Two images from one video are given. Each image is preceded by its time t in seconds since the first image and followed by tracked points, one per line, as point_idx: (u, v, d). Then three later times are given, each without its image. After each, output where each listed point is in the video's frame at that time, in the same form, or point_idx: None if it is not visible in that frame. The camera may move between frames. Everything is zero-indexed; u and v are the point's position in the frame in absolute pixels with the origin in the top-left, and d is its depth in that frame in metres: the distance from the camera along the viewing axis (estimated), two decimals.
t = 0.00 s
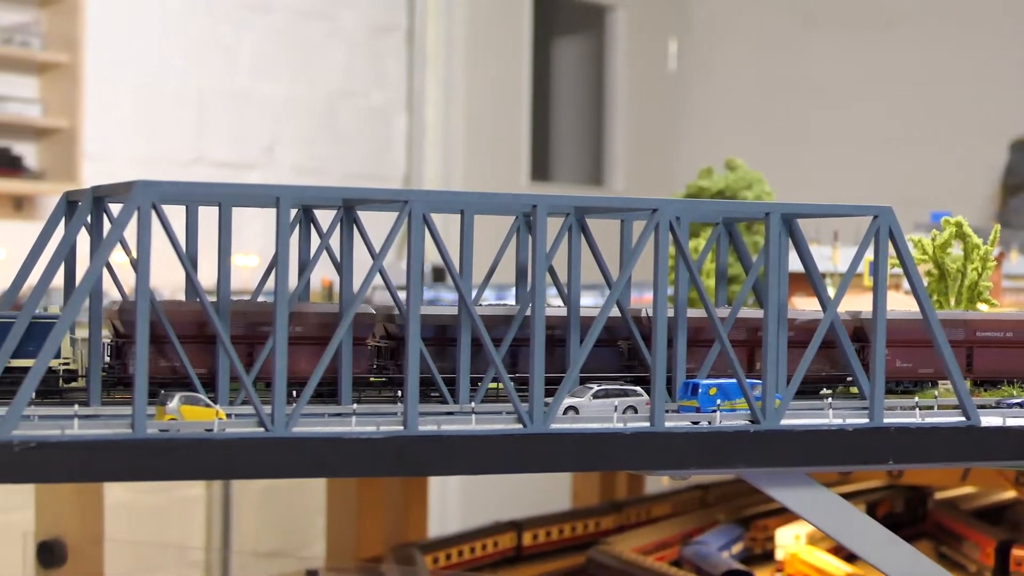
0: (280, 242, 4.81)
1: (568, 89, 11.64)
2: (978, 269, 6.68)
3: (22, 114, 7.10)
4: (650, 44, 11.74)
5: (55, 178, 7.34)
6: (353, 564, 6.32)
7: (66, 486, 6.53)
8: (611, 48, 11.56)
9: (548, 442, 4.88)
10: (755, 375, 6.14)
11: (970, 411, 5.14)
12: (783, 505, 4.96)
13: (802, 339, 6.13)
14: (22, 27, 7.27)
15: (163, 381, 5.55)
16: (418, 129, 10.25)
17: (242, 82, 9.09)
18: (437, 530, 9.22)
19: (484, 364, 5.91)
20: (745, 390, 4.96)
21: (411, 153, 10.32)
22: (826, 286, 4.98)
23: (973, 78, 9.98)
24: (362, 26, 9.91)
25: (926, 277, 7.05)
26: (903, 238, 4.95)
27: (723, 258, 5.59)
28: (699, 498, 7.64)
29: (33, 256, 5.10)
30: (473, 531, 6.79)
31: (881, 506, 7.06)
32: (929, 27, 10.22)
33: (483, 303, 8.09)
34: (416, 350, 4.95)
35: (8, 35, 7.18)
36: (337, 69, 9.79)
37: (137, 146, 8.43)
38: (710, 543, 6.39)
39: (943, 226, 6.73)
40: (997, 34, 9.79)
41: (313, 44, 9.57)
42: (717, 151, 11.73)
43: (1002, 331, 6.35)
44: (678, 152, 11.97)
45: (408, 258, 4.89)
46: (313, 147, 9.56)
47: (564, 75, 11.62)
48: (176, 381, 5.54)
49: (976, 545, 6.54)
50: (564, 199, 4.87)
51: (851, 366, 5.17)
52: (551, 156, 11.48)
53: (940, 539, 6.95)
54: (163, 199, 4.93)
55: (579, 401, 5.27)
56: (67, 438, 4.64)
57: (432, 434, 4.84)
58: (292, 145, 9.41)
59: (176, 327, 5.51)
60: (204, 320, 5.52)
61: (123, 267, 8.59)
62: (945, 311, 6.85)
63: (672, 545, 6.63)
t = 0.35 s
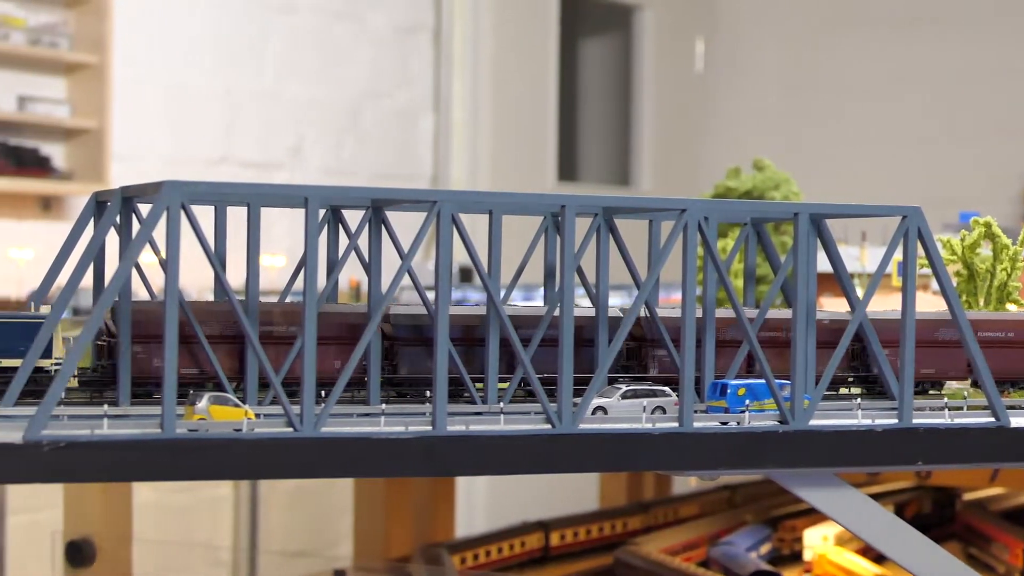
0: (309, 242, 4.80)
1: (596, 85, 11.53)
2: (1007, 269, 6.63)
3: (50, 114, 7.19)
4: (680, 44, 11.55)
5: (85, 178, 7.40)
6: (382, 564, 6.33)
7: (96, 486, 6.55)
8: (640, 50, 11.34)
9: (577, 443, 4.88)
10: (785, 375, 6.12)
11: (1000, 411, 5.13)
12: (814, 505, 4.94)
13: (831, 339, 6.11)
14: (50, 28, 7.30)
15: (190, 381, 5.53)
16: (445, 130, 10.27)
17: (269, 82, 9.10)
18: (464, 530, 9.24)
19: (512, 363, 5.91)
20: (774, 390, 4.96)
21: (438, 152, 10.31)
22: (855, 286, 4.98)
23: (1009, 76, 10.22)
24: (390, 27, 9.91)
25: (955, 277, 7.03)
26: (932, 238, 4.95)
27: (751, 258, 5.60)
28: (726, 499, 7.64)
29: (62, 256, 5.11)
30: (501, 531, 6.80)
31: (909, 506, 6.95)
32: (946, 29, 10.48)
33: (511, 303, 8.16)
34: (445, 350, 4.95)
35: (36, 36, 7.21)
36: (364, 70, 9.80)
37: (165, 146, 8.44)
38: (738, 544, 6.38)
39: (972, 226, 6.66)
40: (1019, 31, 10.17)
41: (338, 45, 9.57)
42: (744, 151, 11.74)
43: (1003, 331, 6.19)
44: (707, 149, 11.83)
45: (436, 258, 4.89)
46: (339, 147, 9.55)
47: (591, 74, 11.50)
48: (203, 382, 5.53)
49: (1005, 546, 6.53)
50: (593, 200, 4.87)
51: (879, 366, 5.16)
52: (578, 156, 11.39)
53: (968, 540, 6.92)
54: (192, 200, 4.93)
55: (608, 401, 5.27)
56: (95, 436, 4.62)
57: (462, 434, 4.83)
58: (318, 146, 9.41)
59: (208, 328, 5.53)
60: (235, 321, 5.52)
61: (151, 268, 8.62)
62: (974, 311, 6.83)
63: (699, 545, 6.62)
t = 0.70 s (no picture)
0: (342, 241, 4.76)
1: (626, 84, 11.84)
2: None
3: (81, 114, 7.19)
4: (708, 45, 11.92)
5: (115, 179, 7.42)
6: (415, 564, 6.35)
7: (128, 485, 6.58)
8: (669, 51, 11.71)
9: (609, 443, 4.87)
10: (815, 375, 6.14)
11: None
12: (848, 506, 4.94)
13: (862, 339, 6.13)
14: (81, 29, 7.35)
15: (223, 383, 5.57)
16: (476, 129, 10.28)
17: (300, 83, 9.12)
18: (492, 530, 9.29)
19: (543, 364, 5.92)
20: (805, 391, 4.96)
21: (468, 152, 10.31)
22: (886, 287, 4.97)
23: None
24: (420, 27, 9.92)
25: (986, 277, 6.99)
26: (964, 238, 4.94)
27: (783, 259, 5.60)
28: (757, 498, 7.64)
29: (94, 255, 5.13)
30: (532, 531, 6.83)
31: (941, 507, 6.93)
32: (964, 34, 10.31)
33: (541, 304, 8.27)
34: (476, 350, 4.94)
35: (67, 36, 7.24)
36: (394, 69, 9.80)
37: (198, 146, 8.45)
38: (768, 544, 6.39)
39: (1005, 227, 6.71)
40: None
41: (368, 45, 9.57)
42: (773, 152, 11.82)
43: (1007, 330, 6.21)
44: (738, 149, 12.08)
45: (467, 259, 4.87)
46: (369, 147, 9.57)
47: (621, 72, 11.84)
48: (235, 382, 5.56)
49: None
50: (625, 200, 4.86)
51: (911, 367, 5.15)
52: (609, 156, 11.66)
53: (1000, 540, 6.90)
54: (223, 200, 4.93)
55: (639, 401, 5.28)
56: (128, 436, 4.60)
57: (493, 434, 4.81)
58: (349, 146, 9.44)
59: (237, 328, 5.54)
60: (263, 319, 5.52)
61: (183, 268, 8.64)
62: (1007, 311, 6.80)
63: (729, 546, 6.63)
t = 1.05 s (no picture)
0: (364, 241, 4.68)
1: (649, 87, 11.81)
2: None
3: (104, 114, 7.24)
4: (732, 45, 11.69)
5: (137, 178, 7.43)
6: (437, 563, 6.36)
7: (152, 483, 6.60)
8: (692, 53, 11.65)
9: (633, 442, 4.85)
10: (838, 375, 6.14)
11: None
12: (873, 506, 4.93)
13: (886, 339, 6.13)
14: (105, 28, 7.36)
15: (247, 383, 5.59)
16: (498, 127, 10.36)
17: (323, 82, 9.14)
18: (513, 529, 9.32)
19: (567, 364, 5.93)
20: (828, 390, 4.95)
21: (491, 151, 10.38)
22: (910, 286, 4.97)
23: None
24: (443, 26, 9.95)
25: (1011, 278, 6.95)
26: (988, 238, 4.93)
27: (807, 259, 5.63)
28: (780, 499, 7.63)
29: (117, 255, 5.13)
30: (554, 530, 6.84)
31: (964, 506, 6.94)
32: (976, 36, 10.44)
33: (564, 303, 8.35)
34: (499, 350, 4.93)
35: (91, 36, 7.26)
36: (417, 68, 9.81)
37: (221, 146, 8.51)
38: (790, 544, 6.40)
39: None
40: None
41: (393, 44, 9.58)
42: (797, 153, 11.67)
43: (998, 330, 6.16)
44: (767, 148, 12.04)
45: (490, 258, 4.84)
46: (392, 147, 9.59)
47: (643, 73, 11.79)
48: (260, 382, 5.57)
49: None
50: (648, 199, 4.85)
51: (934, 367, 5.15)
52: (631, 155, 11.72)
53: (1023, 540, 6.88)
54: (246, 200, 4.92)
55: (662, 401, 5.29)
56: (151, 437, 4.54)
57: (515, 434, 4.77)
58: (371, 145, 9.46)
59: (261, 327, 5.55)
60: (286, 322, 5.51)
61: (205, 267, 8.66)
62: None
63: (751, 545, 6.63)
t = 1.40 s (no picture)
0: (383, 241, 4.68)
1: (667, 87, 11.81)
2: None
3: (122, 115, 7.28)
4: (749, 45, 11.81)
5: (155, 178, 7.45)
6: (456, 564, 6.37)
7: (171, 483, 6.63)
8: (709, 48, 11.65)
9: (652, 443, 4.85)
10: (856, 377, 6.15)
11: None
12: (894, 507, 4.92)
13: (905, 340, 6.13)
14: (123, 29, 7.38)
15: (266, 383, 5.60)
16: (516, 127, 10.33)
17: (340, 82, 9.15)
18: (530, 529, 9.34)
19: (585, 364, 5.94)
20: (847, 391, 4.96)
21: (508, 152, 10.37)
22: (928, 287, 4.96)
23: None
24: (459, 27, 9.95)
25: None
26: (1008, 238, 4.92)
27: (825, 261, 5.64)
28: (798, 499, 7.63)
29: (137, 255, 5.15)
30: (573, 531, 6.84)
31: (982, 508, 6.98)
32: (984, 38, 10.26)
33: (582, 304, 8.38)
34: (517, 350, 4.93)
35: (109, 37, 7.28)
36: (434, 69, 9.81)
37: (238, 146, 8.52)
38: (809, 546, 6.41)
39: None
40: None
41: (410, 45, 9.59)
42: (816, 153, 11.73)
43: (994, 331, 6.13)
44: (783, 148, 11.99)
45: (509, 259, 4.84)
46: (409, 147, 9.58)
47: (659, 74, 11.78)
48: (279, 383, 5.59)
49: None
50: (667, 200, 4.83)
51: (953, 368, 5.15)
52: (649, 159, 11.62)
53: None
54: (266, 200, 4.92)
55: (681, 401, 5.29)
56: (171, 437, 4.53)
57: (534, 434, 4.76)
58: (388, 145, 9.44)
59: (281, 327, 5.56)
60: (305, 322, 5.54)
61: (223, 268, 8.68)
62: None
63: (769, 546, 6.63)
